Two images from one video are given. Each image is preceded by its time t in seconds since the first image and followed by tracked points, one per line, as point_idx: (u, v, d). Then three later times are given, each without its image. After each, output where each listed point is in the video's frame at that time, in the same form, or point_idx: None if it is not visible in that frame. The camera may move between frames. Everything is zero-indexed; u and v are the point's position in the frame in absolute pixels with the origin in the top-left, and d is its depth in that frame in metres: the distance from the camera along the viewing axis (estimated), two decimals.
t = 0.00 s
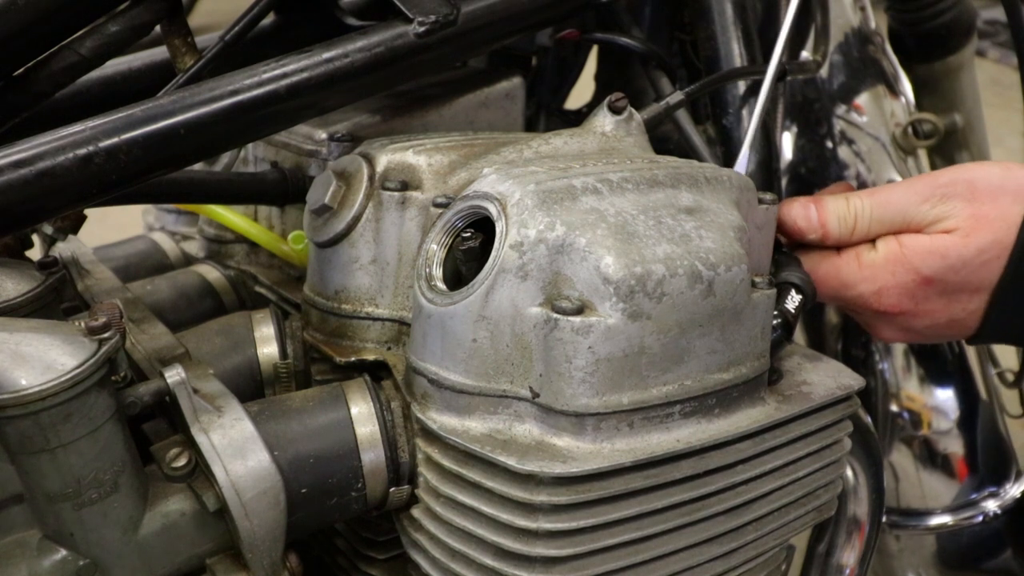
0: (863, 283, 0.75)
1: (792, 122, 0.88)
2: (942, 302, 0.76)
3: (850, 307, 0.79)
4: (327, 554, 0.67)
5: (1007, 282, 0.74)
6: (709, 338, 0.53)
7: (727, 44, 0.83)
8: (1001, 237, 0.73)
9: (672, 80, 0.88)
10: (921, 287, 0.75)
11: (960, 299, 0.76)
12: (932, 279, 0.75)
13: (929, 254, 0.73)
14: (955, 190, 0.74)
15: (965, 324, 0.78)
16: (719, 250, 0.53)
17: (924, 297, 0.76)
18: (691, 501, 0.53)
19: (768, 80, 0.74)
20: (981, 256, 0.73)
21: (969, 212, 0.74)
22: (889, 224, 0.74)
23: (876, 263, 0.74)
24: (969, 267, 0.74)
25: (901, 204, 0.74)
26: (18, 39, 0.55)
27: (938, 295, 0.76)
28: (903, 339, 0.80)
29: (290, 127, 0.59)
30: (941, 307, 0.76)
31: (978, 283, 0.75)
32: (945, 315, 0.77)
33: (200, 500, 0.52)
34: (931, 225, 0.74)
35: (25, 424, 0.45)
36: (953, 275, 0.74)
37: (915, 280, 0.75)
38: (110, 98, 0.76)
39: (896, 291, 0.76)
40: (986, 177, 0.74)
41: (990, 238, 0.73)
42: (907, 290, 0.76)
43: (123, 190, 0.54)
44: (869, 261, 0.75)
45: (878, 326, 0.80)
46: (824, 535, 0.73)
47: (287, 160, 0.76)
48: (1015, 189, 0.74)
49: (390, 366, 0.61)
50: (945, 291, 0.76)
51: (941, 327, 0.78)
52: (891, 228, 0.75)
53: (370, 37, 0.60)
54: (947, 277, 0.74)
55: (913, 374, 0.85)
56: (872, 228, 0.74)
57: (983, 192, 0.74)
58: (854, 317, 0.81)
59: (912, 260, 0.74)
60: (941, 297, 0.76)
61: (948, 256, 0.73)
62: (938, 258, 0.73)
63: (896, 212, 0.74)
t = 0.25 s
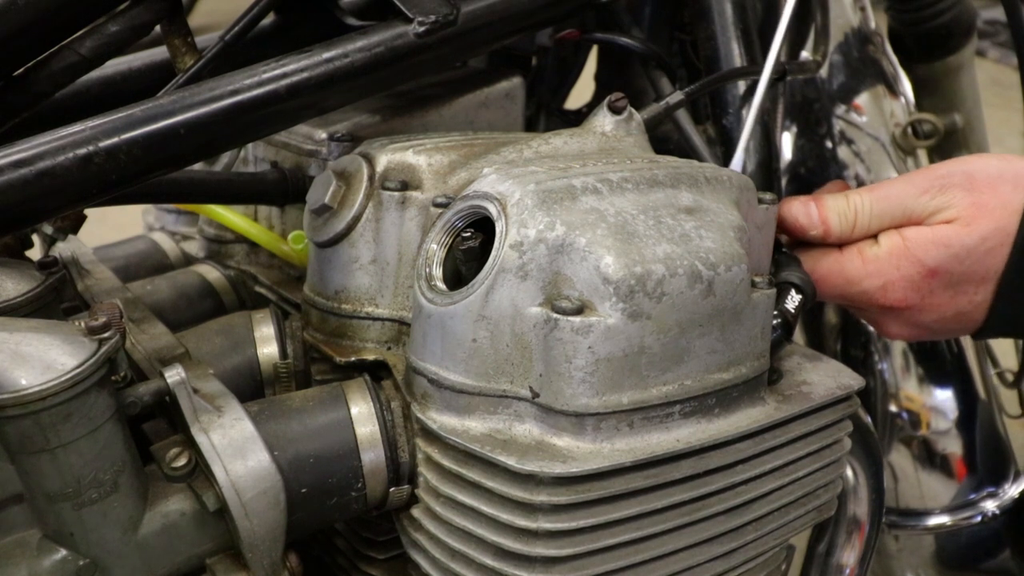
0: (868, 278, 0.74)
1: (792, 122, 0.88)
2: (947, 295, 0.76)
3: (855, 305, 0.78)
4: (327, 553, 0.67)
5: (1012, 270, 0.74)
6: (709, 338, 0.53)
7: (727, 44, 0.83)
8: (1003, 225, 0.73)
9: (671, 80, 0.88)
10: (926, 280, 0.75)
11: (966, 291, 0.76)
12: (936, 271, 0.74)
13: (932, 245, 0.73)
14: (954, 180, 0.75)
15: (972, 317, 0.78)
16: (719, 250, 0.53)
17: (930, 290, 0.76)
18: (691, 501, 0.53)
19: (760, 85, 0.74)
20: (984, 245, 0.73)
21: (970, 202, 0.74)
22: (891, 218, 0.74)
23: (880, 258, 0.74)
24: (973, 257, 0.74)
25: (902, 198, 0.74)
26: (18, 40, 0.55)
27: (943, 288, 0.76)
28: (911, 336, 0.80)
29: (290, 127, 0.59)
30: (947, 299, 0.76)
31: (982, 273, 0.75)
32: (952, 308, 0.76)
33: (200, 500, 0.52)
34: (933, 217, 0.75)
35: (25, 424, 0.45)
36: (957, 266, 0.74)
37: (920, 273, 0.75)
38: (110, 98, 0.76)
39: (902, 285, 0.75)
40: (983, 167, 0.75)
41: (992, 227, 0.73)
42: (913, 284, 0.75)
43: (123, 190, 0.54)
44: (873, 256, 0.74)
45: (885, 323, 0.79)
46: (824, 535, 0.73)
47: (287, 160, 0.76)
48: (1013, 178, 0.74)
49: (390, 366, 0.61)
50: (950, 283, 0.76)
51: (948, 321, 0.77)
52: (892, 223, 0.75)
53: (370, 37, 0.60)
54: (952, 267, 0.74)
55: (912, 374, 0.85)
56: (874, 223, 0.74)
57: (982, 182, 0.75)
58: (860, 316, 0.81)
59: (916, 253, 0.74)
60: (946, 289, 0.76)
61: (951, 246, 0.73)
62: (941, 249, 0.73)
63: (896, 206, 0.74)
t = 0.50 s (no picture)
0: (869, 278, 0.74)
1: (792, 122, 0.88)
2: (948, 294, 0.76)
3: (857, 306, 0.78)
4: (327, 554, 0.67)
5: (1012, 269, 0.74)
6: (709, 338, 0.53)
7: (727, 44, 0.83)
8: (1003, 224, 0.74)
9: (672, 80, 0.88)
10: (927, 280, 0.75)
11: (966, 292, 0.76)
12: (937, 271, 0.74)
13: (933, 244, 0.73)
14: (953, 180, 0.75)
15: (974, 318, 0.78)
16: (720, 250, 0.53)
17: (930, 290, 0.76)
18: (691, 501, 0.53)
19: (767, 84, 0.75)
20: (984, 244, 0.74)
21: (969, 201, 0.74)
22: (890, 218, 0.74)
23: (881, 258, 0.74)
24: (973, 255, 0.74)
25: (901, 198, 0.74)
26: (18, 40, 0.55)
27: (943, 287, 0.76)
28: (913, 338, 0.79)
29: (290, 127, 0.59)
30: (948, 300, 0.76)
31: (982, 272, 0.75)
32: (954, 308, 0.76)
33: (200, 500, 0.52)
34: (933, 216, 0.75)
35: (25, 424, 0.45)
36: (958, 264, 0.74)
37: (921, 273, 0.74)
38: (110, 98, 0.76)
39: (903, 285, 0.75)
40: (981, 168, 0.76)
41: (991, 225, 0.74)
42: (915, 283, 0.75)
43: (123, 190, 0.54)
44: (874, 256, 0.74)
45: (887, 324, 0.79)
46: (824, 535, 0.73)
47: (287, 160, 0.76)
48: (1011, 178, 0.75)
49: (390, 366, 0.61)
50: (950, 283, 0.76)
51: (950, 323, 0.77)
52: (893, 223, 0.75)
53: (371, 37, 0.60)
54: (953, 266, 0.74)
55: (912, 374, 0.85)
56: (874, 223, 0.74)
57: (981, 182, 0.75)
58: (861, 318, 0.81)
59: (917, 252, 0.74)
60: (947, 289, 0.76)
61: (951, 244, 0.73)
62: (941, 247, 0.73)
63: (896, 206, 0.74)
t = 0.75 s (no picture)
0: (870, 277, 0.74)
1: (792, 122, 0.88)
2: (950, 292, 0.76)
3: (859, 306, 0.78)
4: (327, 554, 0.67)
5: (1013, 268, 0.74)
6: (709, 338, 0.53)
7: (727, 44, 0.83)
8: (1003, 220, 0.74)
9: (671, 80, 0.88)
10: (929, 277, 0.75)
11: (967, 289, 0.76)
12: (938, 268, 0.74)
13: (934, 242, 0.74)
14: (952, 178, 0.75)
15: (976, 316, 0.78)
16: (720, 251, 0.53)
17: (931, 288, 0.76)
18: (691, 501, 0.53)
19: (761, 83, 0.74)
20: (985, 241, 0.74)
21: (969, 199, 0.74)
22: (891, 217, 0.74)
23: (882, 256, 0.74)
24: (974, 252, 0.74)
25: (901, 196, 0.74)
26: (18, 40, 0.55)
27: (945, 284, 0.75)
28: (915, 338, 0.79)
29: (290, 127, 0.59)
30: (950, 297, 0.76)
31: (983, 271, 0.75)
32: (955, 306, 0.76)
33: (200, 500, 0.52)
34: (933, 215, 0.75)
35: (25, 424, 0.45)
36: (959, 262, 0.74)
37: (922, 271, 0.74)
38: (110, 98, 0.76)
39: (904, 283, 0.75)
40: (980, 166, 0.76)
41: (992, 222, 0.74)
42: (916, 281, 0.75)
43: (124, 190, 0.54)
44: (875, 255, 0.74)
45: (888, 324, 0.79)
46: (824, 535, 0.73)
47: (287, 160, 0.76)
48: (1010, 175, 0.75)
49: (390, 366, 0.61)
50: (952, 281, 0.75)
51: (952, 321, 0.77)
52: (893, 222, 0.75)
53: (370, 37, 0.60)
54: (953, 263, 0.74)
55: (912, 375, 0.85)
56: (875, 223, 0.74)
57: (980, 180, 0.75)
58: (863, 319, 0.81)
59: (918, 250, 0.74)
60: (948, 286, 0.76)
61: (951, 242, 0.73)
62: (942, 245, 0.73)
63: (895, 205, 0.74)
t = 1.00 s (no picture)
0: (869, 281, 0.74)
1: (792, 122, 0.88)
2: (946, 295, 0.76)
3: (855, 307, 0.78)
4: (327, 554, 0.67)
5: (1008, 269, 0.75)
6: (709, 338, 0.53)
7: (727, 45, 0.83)
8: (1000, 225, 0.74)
9: (671, 80, 0.88)
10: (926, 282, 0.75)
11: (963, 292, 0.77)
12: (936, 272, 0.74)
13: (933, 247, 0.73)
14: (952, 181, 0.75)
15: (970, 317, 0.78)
16: (720, 250, 0.53)
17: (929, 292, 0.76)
18: (691, 501, 0.53)
19: (760, 81, 0.73)
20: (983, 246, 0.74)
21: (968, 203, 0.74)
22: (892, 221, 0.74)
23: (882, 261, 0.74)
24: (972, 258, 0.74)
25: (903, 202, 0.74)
26: (18, 40, 0.55)
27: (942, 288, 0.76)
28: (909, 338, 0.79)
29: (290, 127, 0.59)
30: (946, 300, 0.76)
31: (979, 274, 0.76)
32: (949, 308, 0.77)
33: (200, 500, 0.52)
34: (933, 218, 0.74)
35: (25, 424, 0.45)
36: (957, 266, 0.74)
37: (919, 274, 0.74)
38: (111, 99, 0.76)
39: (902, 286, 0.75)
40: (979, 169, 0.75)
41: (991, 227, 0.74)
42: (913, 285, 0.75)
43: (123, 190, 0.54)
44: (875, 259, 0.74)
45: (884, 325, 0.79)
46: (824, 535, 0.73)
47: (287, 160, 0.76)
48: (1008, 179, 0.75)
49: (390, 366, 0.61)
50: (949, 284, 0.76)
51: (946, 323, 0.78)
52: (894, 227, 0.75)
53: (370, 37, 0.60)
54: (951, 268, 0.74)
55: (907, 376, 0.86)
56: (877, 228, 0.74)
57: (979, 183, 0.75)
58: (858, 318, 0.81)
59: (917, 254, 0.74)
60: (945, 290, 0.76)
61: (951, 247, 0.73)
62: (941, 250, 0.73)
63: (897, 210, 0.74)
